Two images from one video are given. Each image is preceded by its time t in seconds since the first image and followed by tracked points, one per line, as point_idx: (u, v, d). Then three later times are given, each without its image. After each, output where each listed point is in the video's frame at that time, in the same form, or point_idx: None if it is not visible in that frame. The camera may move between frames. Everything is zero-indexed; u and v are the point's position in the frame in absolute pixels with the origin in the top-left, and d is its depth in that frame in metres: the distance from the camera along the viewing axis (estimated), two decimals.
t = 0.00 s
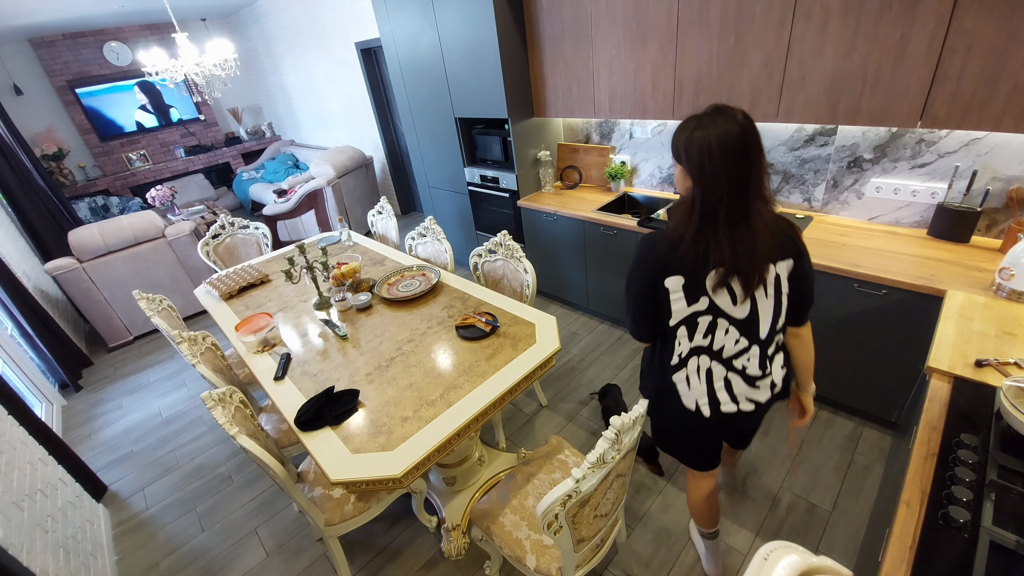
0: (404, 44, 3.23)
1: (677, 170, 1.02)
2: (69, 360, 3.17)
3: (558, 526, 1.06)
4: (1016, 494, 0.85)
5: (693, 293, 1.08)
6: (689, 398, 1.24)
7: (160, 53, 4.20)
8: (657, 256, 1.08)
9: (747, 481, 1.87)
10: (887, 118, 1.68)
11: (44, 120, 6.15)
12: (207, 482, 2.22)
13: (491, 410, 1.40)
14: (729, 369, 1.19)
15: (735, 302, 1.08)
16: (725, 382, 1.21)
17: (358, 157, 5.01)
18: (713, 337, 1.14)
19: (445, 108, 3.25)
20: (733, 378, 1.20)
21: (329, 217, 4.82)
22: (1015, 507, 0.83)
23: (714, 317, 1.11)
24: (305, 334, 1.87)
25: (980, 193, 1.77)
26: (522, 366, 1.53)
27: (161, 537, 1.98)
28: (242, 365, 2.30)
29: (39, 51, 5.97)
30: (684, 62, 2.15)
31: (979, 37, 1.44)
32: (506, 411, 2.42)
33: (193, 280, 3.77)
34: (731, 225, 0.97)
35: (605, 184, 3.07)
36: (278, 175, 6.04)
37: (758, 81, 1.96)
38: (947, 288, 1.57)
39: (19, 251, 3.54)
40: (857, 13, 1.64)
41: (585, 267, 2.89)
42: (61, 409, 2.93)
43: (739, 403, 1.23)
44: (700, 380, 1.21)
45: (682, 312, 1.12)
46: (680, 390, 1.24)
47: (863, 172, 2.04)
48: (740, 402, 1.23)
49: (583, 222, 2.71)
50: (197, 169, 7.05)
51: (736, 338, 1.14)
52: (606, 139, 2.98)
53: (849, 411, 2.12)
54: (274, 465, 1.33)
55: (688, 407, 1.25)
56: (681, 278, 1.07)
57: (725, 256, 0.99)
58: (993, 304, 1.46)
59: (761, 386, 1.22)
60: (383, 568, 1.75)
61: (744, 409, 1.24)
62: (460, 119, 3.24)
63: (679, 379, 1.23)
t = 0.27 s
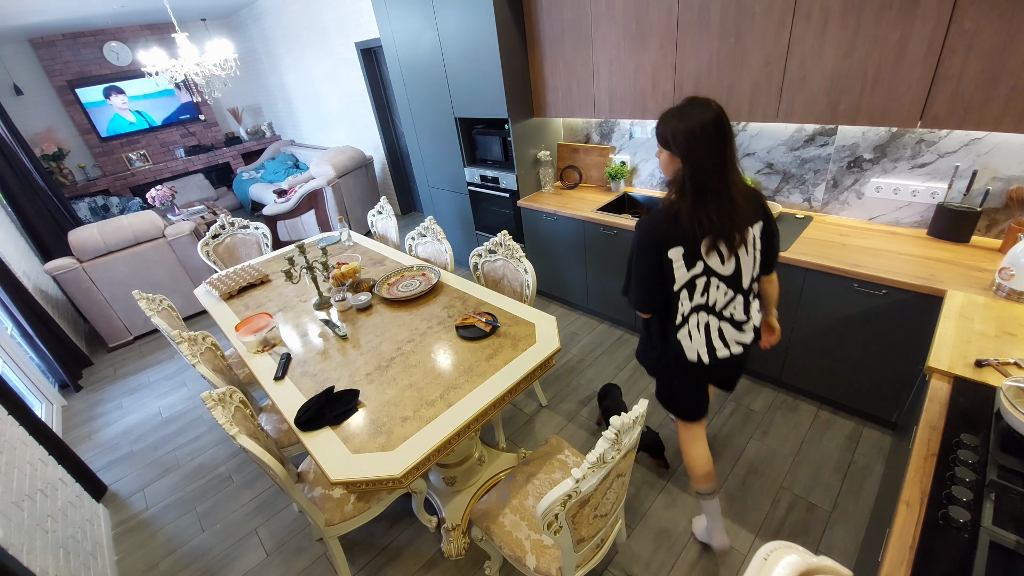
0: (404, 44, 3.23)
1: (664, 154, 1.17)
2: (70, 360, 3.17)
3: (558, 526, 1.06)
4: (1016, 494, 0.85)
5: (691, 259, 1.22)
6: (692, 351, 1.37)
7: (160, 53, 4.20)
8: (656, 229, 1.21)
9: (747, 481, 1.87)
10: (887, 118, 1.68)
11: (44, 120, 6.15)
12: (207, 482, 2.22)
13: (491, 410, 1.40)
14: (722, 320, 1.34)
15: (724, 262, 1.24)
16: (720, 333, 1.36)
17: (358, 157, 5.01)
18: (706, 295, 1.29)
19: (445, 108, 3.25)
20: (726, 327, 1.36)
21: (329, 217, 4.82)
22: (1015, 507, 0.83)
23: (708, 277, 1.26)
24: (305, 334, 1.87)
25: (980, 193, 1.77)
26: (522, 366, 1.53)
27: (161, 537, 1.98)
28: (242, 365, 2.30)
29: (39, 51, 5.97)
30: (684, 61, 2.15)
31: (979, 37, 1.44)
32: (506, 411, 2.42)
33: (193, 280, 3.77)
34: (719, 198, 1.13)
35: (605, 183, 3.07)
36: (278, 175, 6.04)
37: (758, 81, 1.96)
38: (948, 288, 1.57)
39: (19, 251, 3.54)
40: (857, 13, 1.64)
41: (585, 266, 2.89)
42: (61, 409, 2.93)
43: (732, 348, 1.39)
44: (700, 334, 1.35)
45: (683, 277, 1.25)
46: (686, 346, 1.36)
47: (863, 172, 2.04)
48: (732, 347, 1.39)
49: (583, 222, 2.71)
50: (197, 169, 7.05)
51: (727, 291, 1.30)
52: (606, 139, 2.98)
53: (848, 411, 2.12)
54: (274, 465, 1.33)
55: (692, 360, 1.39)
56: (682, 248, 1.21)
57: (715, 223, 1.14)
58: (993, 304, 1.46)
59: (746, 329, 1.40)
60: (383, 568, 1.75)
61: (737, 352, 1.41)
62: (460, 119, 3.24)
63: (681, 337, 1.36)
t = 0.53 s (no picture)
0: (404, 44, 3.23)
1: (645, 139, 1.44)
2: (69, 360, 3.17)
3: (558, 526, 1.06)
4: (1016, 494, 0.85)
5: (685, 227, 1.51)
6: (683, 308, 1.67)
7: (160, 53, 4.20)
8: (659, 202, 1.46)
9: (747, 481, 1.87)
10: (887, 118, 1.69)
11: (44, 120, 6.15)
12: (207, 482, 2.22)
13: (491, 410, 1.40)
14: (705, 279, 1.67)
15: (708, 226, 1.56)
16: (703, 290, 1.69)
17: (358, 157, 5.01)
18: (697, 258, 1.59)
19: (445, 108, 3.25)
20: (708, 285, 1.69)
21: (329, 217, 4.82)
22: (1015, 507, 0.83)
23: (698, 243, 1.57)
24: (305, 334, 1.87)
25: (980, 193, 1.77)
26: (522, 366, 1.53)
27: (160, 537, 1.98)
28: (242, 365, 2.30)
29: (39, 51, 5.97)
30: (684, 61, 2.15)
31: (979, 37, 1.44)
32: (506, 411, 2.43)
33: (193, 280, 3.77)
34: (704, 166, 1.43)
35: (605, 183, 3.07)
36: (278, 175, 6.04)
37: (758, 81, 1.96)
38: (947, 288, 1.57)
39: (19, 251, 3.54)
40: (857, 13, 1.64)
41: (585, 266, 2.89)
42: (61, 409, 2.93)
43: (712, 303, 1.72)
44: (688, 292, 1.66)
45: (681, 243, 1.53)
46: (679, 305, 1.65)
47: (863, 172, 2.04)
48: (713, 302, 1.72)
49: (583, 222, 2.71)
50: (197, 169, 7.05)
51: (710, 253, 1.62)
52: (606, 139, 2.98)
53: (849, 411, 2.12)
54: (274, 465, 1.33)
55: (681, 316, 1.69)
56: (681, 217, 1.48)
57: (706, 189, 1.44)
58: (993, 304, 1.46)
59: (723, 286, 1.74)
60: (383, 569, 1.75)
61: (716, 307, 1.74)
62: (460, 119, 3.24)
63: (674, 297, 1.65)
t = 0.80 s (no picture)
0: (404, 44, 3.23)
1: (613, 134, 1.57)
2: (70, 360, 3.17)
3: (558, 526, 1.06)
4: (1016, 494, 0.85)
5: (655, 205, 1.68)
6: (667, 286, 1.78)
7: (160, 53, 4.20)
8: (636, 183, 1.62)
9: (747, 481, 1.88)
10: (887, 118, 1.69)
11: (44, 120, 6.15)
12: (207, 482, 2.22)
13: (491, 410, 1.40)
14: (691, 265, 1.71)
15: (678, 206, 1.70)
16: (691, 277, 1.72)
17: (358, 157, 5.01)
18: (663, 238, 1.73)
19: (445, 108, 3.25)
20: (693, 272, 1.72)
21: (329, 217, 4.82)
22: (1015, 507, 0.83)
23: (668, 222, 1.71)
24: (305, 334, 1.87)
25: (980, 193, 1.77)
26: (522, 365, 1.53)
27: (161, 537, 1.98)
28: (242, 365, 2.30)
29: (39, 51, 5.97)
30: (684, 61, 2.15)
31: (979, 37, 1.44)
32: (506, 411, 2.43)
33: (193, 280, 3.77)
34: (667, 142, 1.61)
35: (605, 183, 3.07)
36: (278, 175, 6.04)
37: (758, 81, 1.96)
38: (948, 288, 1.57)
39: (19, 251, 3.54)
40: (857, 13, 1.64)
41: (584, 267, 2.89)
42: (61, 409, 2.93)
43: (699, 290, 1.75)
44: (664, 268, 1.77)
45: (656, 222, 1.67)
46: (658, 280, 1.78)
47: (863, 172, 2.04)
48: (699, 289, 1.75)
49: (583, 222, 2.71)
50: (197, 169, 7.05)
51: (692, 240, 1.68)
52: (606, 139, 2.98)
53: (849, 411, 2.12)
54: (275, 465, 1.33)
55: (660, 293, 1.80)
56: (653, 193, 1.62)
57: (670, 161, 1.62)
58: (993, 304, 1.46)
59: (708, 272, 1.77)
60: (383, 569, 1.75)
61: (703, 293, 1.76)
62: (460, 119, 3.24)
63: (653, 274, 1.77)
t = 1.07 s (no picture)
0: (404, 44, 3.23)
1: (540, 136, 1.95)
2: (70, 360, 3.17)
3: (558, 526, 1.06)
4: (1016, 494, 0.85)
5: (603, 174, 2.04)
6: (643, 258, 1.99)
7: (160, 53, 4.20)
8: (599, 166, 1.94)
9: (746, 481, 1.88)
10: (887, 118, 1.68)
11: (44, 120, 6.15)
12: (207, 482, 2.22)
13: (491, 410, 1.40)
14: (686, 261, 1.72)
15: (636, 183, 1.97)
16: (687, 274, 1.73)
17: (358, 157, 5.01)
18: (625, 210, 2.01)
19: (445, 108, 3.25)
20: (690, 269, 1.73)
21: (329, 217, 4.82)
22: (1015, 507, 0.83)
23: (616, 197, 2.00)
24: (305, 334, 1.87)
25: (980, 193, 1.77)
26: (522, 365, 1.53)
27: (161, 537, 1.98)
28: (242, 365, 2.30)
29: (39, 51, 5.97)
30: (684, 61, 2.15)
31: (979, 37, 1.44)
32: (506, 411, 2.43)
33: (193, 280, 3.77)
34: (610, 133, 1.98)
35: (605, 183, 3.07)
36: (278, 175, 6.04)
37: (758, 81, 1.96)
38: (948, 288, 1.57)
39: (19, 251, 3.54)
40: (856, 13, 1.64)
41: (585, 267, 2.89)
42: (61, 409, 2.93)
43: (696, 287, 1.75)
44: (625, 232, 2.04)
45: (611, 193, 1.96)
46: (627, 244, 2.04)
47: (863, 172, 2.04)
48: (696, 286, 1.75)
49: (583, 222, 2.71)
50: (197, 169, 7.05)
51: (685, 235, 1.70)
52: (606, 139, 2.98)
53: (849, 411, 2.12)
54: (274, 465, 1.33)
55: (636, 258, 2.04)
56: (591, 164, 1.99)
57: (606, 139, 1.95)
58: (993, 304, 1.46)
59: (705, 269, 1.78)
60: (383, 568, 1.75)
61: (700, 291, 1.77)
62: (460, 119, 3.24)
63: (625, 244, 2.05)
